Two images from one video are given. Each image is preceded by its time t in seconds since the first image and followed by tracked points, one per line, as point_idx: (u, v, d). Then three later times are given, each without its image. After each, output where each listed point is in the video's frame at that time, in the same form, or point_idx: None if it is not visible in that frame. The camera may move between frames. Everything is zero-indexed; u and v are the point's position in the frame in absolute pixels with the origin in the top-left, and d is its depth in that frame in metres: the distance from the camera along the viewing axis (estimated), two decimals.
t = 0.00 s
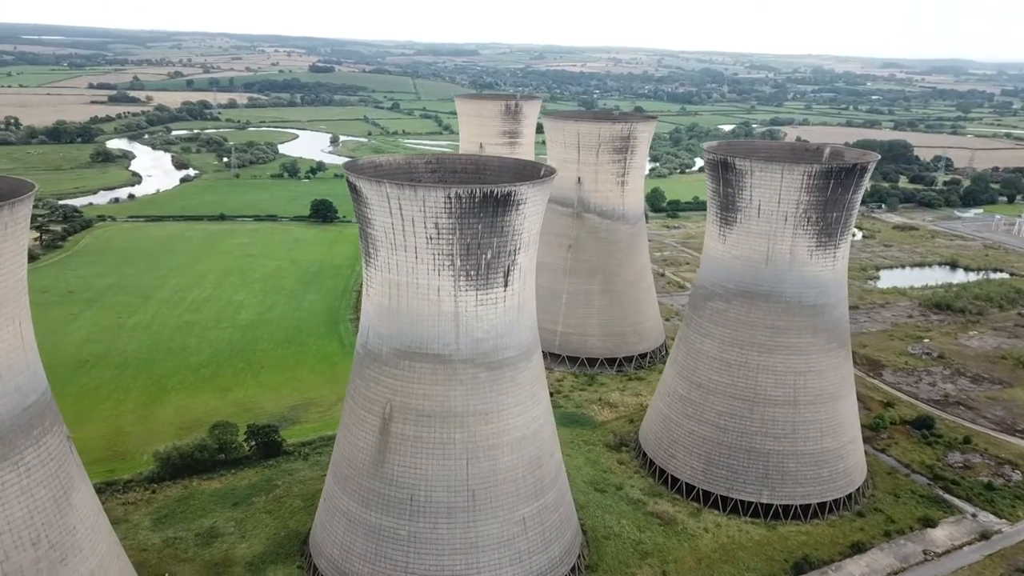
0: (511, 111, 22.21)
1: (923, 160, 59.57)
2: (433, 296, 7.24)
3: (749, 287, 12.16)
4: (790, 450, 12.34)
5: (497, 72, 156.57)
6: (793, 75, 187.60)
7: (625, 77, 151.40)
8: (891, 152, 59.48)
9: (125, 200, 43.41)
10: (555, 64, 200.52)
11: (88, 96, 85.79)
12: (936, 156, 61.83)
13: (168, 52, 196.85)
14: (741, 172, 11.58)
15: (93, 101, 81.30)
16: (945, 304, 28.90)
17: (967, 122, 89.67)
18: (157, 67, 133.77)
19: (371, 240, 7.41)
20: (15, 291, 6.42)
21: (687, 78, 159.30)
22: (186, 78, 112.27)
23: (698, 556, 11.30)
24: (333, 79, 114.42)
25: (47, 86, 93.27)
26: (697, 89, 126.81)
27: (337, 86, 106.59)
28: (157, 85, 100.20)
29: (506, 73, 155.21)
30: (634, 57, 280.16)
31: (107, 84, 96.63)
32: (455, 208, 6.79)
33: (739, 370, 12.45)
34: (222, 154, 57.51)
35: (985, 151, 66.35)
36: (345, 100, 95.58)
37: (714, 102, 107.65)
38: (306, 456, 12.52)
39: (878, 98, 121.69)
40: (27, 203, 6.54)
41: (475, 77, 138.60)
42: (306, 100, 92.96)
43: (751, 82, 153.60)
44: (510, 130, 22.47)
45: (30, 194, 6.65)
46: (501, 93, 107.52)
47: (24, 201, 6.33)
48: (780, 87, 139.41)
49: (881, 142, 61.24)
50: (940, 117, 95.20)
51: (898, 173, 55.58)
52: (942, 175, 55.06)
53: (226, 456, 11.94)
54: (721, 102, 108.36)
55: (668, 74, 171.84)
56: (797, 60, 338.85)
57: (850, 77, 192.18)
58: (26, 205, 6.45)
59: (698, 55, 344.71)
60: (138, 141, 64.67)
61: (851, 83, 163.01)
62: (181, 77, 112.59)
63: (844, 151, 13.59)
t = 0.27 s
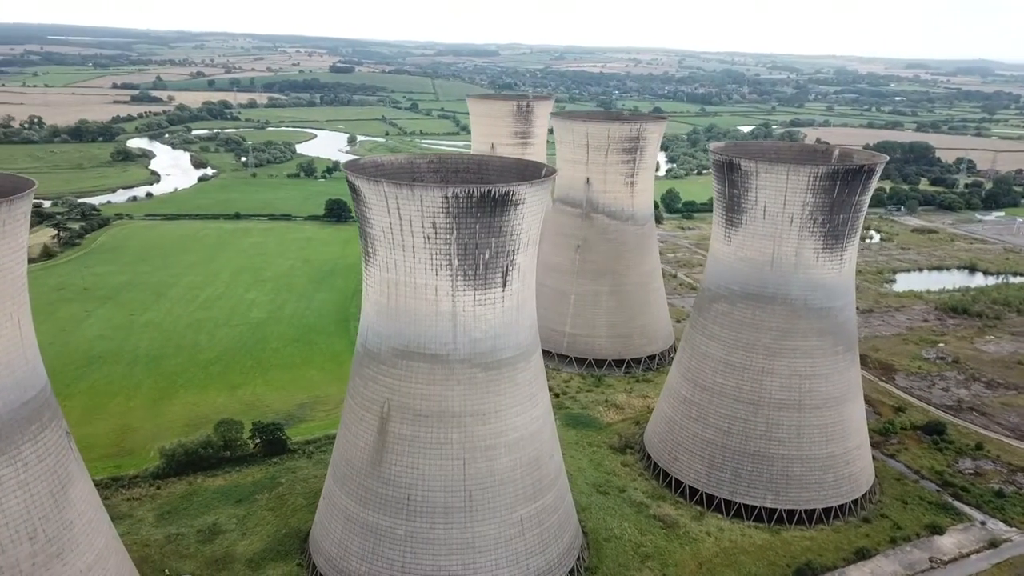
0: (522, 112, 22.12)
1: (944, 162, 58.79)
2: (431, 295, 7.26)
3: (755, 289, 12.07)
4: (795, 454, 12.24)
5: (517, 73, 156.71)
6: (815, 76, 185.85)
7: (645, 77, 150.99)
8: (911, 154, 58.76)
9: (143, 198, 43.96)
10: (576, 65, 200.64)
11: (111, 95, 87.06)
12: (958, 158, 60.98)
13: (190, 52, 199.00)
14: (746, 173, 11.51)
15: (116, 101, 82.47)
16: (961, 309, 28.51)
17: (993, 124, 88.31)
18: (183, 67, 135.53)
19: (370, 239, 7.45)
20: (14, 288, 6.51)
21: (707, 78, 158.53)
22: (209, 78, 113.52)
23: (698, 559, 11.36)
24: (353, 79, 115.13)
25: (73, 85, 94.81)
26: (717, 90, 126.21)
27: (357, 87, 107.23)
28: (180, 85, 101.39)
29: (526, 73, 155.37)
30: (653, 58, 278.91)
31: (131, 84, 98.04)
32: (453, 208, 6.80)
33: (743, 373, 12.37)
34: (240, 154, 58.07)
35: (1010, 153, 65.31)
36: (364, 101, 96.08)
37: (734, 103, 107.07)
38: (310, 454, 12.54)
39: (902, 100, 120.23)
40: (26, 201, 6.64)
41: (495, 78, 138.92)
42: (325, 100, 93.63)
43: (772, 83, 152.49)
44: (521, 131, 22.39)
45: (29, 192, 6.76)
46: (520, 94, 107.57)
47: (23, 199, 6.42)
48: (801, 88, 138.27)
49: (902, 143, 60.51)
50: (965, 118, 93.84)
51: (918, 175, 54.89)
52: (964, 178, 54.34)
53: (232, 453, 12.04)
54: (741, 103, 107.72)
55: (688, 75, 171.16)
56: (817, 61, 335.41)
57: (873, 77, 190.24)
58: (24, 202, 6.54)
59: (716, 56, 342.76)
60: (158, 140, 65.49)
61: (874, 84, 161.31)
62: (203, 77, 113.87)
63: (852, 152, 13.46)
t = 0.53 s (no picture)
0: (536, 111, 22.12)
1: (970, 165, 57.80)
2: (432, 294, 7.28)
3: (763, 291, 11.98)
4: (801, 459, 12.12)
5: (540, 73, 156.62)
6: (840, 77, 183.60)
7: (668, 79, 150.31)
8: (936, 156, 57.85)
9: (163, 197, 44.51)
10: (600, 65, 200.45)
11: (138, 95, 88.25)
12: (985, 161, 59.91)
13: (217, 53, 201.61)
14: (754, 174, 11.42)
15: (142, 100, 83.63)
16: (981, 313, 28.05)
17: None
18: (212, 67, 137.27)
19: (372, 239, 7.50)
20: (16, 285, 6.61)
21: (731, 79, 157.39)
22: (233, 78, 114.75)
23: (701, 563, 11.37)
24: (376, 80, 115.79)
25: (103, 85, 96.27)
26: (740, 90, 125.20)
27: (379, 87, 107.76)
28: (205, 85, 102.59)
29: (549, 74, 155.34)
30: (675, 59, 277.00)
31: (157, 83, 99.36)
32: (453, 208, 6.82)
33: (750, 377, 12.28)
34: (260, 153, 58.61)
35: None
36: (386, 101, 96.48)
37: (757, 104, 106.16)
38: (317, 452, 12.59)
39: (930, 101, 118.36)
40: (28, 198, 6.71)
41: (517, 78, 139.06)
42: (347, 100, 94.20)
43: (797, 84, 151.05)
44: (536, 130, 22.38)
45: (33, 190, 6.85)
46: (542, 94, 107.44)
47: (25, 196, 6.50)
48: (827, 89, 136.73)
49: (926, 145, 59.60)
50: (994, 120, 92.13)
51: (943, 177, 54.02)
52: (990, 181, 53.37)
53: (238, 450, 12.13)
54: (765, 104, 106.82)
55: (712, 76, 170.03)
56: (841, 62, 331.30)
57: (900, 78, 187.66)
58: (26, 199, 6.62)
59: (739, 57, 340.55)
60: (180, 138, 66.36)
61: (901, 85, 159.25)
62: (228, 77, 115.11)
63: (864, 153, 13.30)
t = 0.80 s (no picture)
0: (550, 112, 22.09)
1: (996, 168, 56.76)
2: (432, 293, 7.31)
3: (770, 294, 11.89)
4: (808, 464, 12.01)
5: (562, 74, 156.41)
6: (867, 78, 181.58)
7: (690, 80, 149.54)
8: (961, 158, 56.89)
9: (183, 195, 45.10)
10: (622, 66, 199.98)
11: (163, 95, 89.53)
12: (1011, 164, 58.82)
13: (241, 53, 203.74)
14: (762, 175, 11.35)
15: (166, 100, 84.75)
16: (1002, 318, 27.56)
17: None
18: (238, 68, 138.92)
19: (373, 239, 7.54)
20: (18, 280, 6.69)
21: (754, 80, 156.15)
22: (256, 78, 115.90)
23: (704, 568, 11.33)
24: (398, 81, 116.44)
25: (129, 85, 97.81)
26: (763, 92, 124.13)
27: (400, 87, 108.29)
28: (230, 85, 103.83)
29: (570, 74, 155.21)
30: (696, 59, 274.85)
31: (183, 83, 100.66)
32: (452, 208, 6.85)
33: (757, 380, 12.19)
34: (280, 152, 59.15)
35: None
36: (407, 101, 96.77)
37: (780, 105, 105.21)
38: (324, 450, 12.68)
39: (957, 103, 116.47)
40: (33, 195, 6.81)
41: (539, 79, 139.04)
42: (368, 100, 94.74)
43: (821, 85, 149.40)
44: (550, 131, 22.36)
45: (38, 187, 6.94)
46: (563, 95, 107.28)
47: (29, 193, 6.60)
48: (851, 90, 135.03)
49: (951, 147, 58.66)
50: None
51: (968, 180, 53.16)
52: (1016, 184, 52.39)
53: (246, 447, 12.25)
54: (788, 105, 105.81)
55: (734, 76, 168.80)
56: (864, 63, 326.94)
57: (927, 79, 184.85)
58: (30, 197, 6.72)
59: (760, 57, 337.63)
60: (203, 137, 67.22)
61: (928, 86, 156.84)
62: (253, 77, 116.37)
63: (876, 155, 13.14)
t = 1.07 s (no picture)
0: (564, 112, 22.03)
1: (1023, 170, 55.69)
2: (432, 293, 7.34)
3: (778, 296, 11.80)
4: (815, 469, 11.90)
5: (583, 75, 156.21)
6: (893, 79, 179.11)
7: (712, 81, 148.62)
8: (986, 161, 55.97)
9: (203, 194, 45.67)
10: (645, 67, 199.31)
11: (187, 95, 90.79)
12: None
13: (265, 54, 205.86)
14: (770, 177, 11.27)
15: (190, 100, 85.81)
16: None
17: None
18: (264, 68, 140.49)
19: (375, 238, 7.60)
20: (21, 278, 6.80)
21: (778, 82, 154.73)
22: (279, 78, 117.04)
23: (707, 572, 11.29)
24: (420, 81, 116.94)
25: (155, 85, 99.27)
26: (786, 93, 123.01)
27: (421, 88, 108.72)
28: (254, 85, 104.92)
29: (592, 75, 154.94)
30: (718, 60, 272.93)
31: (207, 84, 101.87)
32: (452, 207, 6.87)
33: (763, 384, 12.10)
34: (299, 152, 59.66)
35: None
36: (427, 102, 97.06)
37: (804, 106, 104.18)
38: (331, 448, 12.74)
39: (986, 104, 114.43)
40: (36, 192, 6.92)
41: (561, 80, 138.94)
42: (388, 101, 95.21)
43: (846, 86, 147.61)
44: (564, 132, 22.34)
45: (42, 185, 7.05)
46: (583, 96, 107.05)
47: (32, 191, 6.70)
48: (877, 91, 133.24)
49: (976, 149, 57.68)
50: None
51: (994, 183, 52.22)
52: None
53: (253, 444, 12.35)
54: (812, 107, 104.77)
55: (758, 77, 167.45)
56: (890, 65, 322.34)
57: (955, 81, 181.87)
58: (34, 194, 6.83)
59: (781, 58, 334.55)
60: (225, 137, 68.00)
61: (956, 88, 154.32)
62: (276, 78, 117.50)
63: (889, 157, 12.98)
